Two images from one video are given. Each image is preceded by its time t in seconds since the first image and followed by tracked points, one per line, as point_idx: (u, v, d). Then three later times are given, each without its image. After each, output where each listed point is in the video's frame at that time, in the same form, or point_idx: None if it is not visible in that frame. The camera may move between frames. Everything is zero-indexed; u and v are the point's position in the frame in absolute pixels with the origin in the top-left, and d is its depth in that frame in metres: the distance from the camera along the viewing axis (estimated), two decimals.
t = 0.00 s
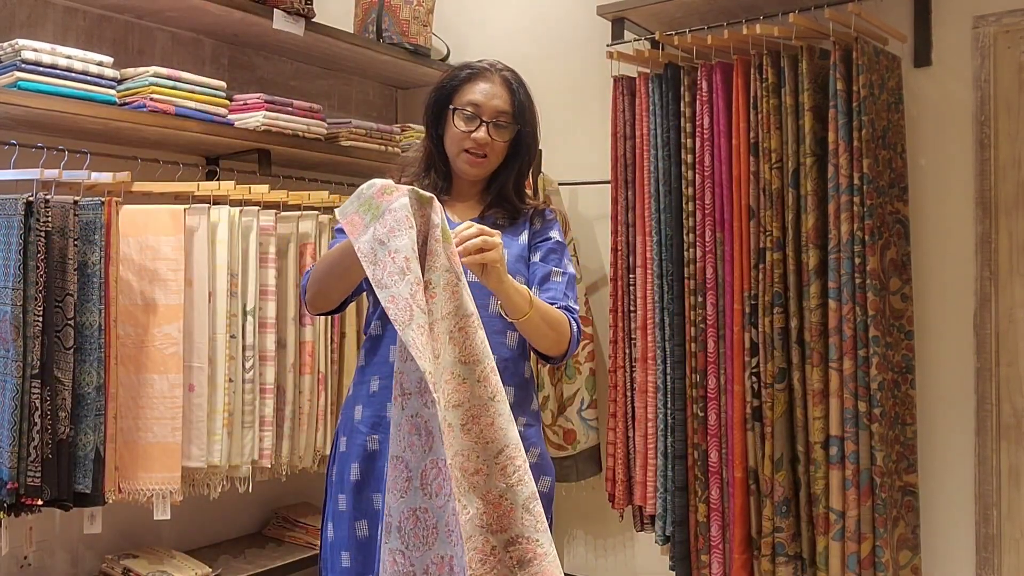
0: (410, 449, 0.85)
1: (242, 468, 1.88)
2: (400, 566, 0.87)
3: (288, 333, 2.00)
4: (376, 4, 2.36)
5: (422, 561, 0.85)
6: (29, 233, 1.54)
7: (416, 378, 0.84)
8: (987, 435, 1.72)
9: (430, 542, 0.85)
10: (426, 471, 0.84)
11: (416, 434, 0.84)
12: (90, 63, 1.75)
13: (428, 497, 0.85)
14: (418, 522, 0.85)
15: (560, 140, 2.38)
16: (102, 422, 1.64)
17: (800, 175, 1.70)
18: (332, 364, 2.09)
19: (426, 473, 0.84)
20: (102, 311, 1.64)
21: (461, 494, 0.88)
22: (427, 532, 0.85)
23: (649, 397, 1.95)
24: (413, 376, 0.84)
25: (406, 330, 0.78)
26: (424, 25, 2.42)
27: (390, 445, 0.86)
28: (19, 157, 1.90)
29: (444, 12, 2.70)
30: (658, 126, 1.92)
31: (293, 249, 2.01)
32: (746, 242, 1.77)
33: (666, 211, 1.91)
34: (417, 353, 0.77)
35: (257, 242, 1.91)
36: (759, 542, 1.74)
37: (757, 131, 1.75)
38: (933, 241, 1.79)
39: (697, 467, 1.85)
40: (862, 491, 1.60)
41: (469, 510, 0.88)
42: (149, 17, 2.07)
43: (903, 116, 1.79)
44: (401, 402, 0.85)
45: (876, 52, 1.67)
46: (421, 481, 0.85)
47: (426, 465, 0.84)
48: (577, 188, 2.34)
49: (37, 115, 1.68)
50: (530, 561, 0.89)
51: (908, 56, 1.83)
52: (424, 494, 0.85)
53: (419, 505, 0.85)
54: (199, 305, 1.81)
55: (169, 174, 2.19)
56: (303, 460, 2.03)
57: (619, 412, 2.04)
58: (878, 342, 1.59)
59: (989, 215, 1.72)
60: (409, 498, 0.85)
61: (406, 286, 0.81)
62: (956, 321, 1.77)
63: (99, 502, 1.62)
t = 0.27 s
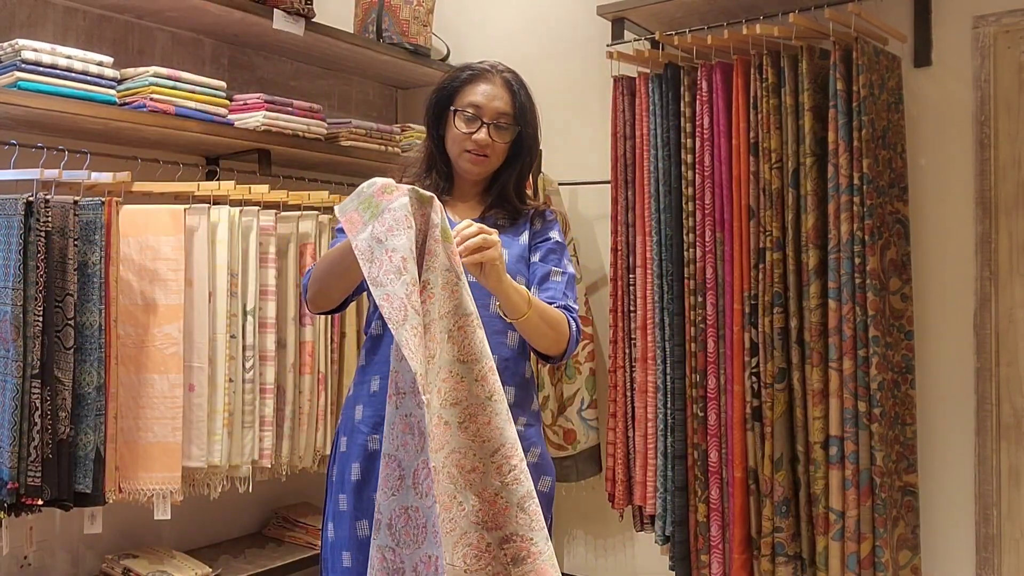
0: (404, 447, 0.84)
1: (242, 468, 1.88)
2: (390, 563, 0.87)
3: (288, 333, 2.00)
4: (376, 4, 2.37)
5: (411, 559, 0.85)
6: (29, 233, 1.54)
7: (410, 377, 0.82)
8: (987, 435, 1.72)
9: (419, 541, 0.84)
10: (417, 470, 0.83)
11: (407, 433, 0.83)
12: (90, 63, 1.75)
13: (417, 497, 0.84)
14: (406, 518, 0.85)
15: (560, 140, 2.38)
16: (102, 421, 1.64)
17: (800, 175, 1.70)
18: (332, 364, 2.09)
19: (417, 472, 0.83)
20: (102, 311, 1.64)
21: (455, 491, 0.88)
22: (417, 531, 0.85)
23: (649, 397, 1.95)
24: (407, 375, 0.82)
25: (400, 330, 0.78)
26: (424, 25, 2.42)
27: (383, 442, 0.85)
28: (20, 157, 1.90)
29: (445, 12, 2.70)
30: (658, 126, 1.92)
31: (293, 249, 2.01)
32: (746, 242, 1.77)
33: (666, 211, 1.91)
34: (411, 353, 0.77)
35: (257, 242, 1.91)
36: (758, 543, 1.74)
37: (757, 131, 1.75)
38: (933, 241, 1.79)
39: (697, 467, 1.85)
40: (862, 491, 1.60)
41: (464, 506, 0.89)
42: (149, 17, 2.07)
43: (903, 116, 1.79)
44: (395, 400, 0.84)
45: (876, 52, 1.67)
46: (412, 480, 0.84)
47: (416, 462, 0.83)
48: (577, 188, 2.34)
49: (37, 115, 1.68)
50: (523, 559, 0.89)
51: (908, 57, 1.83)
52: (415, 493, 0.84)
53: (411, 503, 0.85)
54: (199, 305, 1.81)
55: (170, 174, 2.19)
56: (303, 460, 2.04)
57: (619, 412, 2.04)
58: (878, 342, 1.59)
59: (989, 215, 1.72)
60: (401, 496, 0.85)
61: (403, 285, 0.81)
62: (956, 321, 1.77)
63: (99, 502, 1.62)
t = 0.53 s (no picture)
0: (404, 449, 0.84)
1: (242, 468, 1.88)
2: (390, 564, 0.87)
3: (288, 333, 2.00)
4: (376, 4, 2.37)
5: (410, 560, 0.86)
6: (29, 233, 1.54)
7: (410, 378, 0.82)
8: (987, 435, 1.72)
9: (418, 542, 0.85)
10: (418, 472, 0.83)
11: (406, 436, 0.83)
12: (90, 63, 1.75)
13: (417, 498, 0.84)
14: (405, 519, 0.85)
15: (560, 140, 2.38)
16: (103, 421, 1.64)
17: (800, 175, 1.70)
18: (332, 364, 2.09)
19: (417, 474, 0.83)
20: (102, 311, 1.64)
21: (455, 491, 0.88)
22: (416, 532, 0.85)
23: (649, 397, 1.95)
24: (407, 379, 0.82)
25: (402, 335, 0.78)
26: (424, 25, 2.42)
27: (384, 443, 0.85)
28: (20, 157, 1.90)
29: (445, 12, 2.70)
30: (658, 126, 1.92)
31: (293, 249, 2.01)
32: (746, 242, 1.77)
33: (666, 211, 1.91)
34: (412, 357, 0.77)
35: (257, 242, 1.91)
36: (758, 542, 1.74)
37: (757, 131, 1.75)
38: (933, 241, 1.79)
39: (697, 467, 1.85)
40: (861, 491, 1.60)
41: (463, 506, 0.89)
42: (149, 17, 2.07)
43: (903, 116, 1.79)
44: (395, 401, 0.84)
45: (877, 52, 1.67)
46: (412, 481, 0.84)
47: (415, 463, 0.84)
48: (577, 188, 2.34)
49: (37, 115, 1.68)
50: (521, 560, 0.89)
51: (908, 56, 1.83)
52: (414, 494, 0.84)
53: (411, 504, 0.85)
54: (199, 305, 1.81)
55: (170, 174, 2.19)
56: (303, 460, 2.04)
57: (619, 412, 2.04)
58: (878, 342, 1.59)
59: (989, 215, 1.72)
60: (400, 497, 0.85)
61: (404, 288, 0.81)
62: (956, 321, 1.77)
63: (99, 502, 1.62)
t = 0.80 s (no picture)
0: (405, 450, 0.83)
1: (242, 468, 1.88)
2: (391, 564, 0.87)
3: (288, 333, 2.00)
4: (376, 4, 2.37)
5: (411, 562, 0.85)
6: (29, 233, 1.54)
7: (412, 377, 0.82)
8: (987, 435, 1.72)
9: (418, 544, 0.84)
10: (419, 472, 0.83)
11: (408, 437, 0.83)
12: (90, 63, 1.75)
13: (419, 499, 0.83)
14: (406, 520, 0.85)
15: (560, 140, 2.38)
16: (103, 421, 1.64)
17: (799, 175, 1.70)
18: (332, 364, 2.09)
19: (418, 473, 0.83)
20: (102, 311, 1.64)
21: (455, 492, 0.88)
22: (418, 533, 0.84)
23: (649, 397, 1.95)
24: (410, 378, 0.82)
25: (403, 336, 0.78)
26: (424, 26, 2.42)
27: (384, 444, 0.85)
28: (20, 157, 1.90)
29: (445, 12, 2.70)
30: (658, 126, 1.92)
31: (293, 249, 2.01)
32: (746, 242, 1.77)
33: (665, 211, 1.91)
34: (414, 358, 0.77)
35: (257, 242, 1.91)
36: (758, 542, 1.74)
37: (757, 131, 1.75)
38: (932, 241, 1.79)
39: (697, 467, 1.85)
40: (861, 491, 1.60)
41: (464, 508, 0.89)
42: (149, 17, 2.07)
43: (903, 116, 1.79)
44: (396, 402, 0.83)
45: (877, 52, 1.67)
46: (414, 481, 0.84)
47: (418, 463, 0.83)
48: (577, 189, 2.34)
49: (37, 115, 1.68)
50: (522, 561, 0.89)
51: (908, 56, 1.83)
52: (415, 496, 0.84)
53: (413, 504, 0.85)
54: (199, 305, 1.81)
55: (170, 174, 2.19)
56: (303, 460, 2.04)
57: (619, 412, 2.04)
58: (878, 342, 1.59)
59: (989, 215, 1.72)
60: (402, 498, 0.85)
61: (404, 288, 0.81)
62: (957, 321, 1.77)
63: (99, 502, 1.62)
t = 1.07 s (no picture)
0: (409, 451, 0.83)
1: (242, 468, 1.88)
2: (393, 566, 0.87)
3: (288, 333, 2.00)
4: (376, 4, 2.37)
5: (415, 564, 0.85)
6: (29, 233, 1.54)
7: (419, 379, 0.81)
8: (987, 435, 1.72)
9: (422, 545, 0.84)
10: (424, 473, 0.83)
11: (411, 439, 0.82)
12: (90, 63, 1.75)
13: (423, 501, 0.83)
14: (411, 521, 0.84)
15: (560, 140, 2.38)
16: (103, 421, 1.64)
17: (799, 175, 1.70)
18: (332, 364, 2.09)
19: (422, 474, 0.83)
20: (102, 311, 1.64)
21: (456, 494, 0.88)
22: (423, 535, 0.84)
23: (649, 397, 1.95)
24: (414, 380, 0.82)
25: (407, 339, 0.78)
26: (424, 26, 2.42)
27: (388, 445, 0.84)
28: (20, 157, 1.90)
29: (445, 12, 2.70)
30: (658, 126, 1.92)
31: (293, 249, 2.01)
32: (746, 242, 1.77)
33: (666, 211, 1.91)
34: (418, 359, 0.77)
35: (257, 242, 1.91)
36: (758, 542, 1.74)
37: (757, 131, 1.75)
38: (932, 242, 1.79)
39: (697, 467, 1.85)
40: (861, 491, 1.60)
41: (466, 509, 0.89)
42: (149, 17, 2.07)
43: (903, 116, 1.79)
44: (400, 403, 0.83)
45: (877, 51, 1.67)
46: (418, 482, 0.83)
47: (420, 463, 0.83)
48: (577, 189, 2.34)
49: (37, 115, 1.68)
50: (525, 562, 0.89)
51: (908, 56, 1.83)
52: (420, 497, 0.83)
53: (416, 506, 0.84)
54: (199, 305, 1.81)
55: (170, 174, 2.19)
56: (303, 460, 2.04)
57: (619, 412, 2.04)
58: (878, 342, 1.59)
59: (989, 215, 1.72)
60: (407, 500, 0.84)
61: (407, 288, 0.81)
62: (957, 321, 1.77)
63: (99, 502, 1.62)
